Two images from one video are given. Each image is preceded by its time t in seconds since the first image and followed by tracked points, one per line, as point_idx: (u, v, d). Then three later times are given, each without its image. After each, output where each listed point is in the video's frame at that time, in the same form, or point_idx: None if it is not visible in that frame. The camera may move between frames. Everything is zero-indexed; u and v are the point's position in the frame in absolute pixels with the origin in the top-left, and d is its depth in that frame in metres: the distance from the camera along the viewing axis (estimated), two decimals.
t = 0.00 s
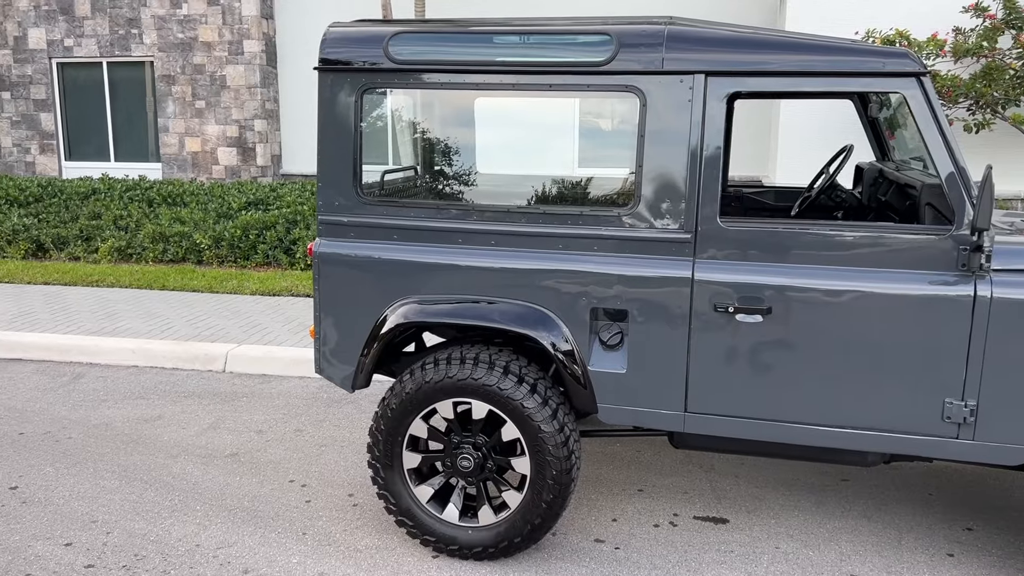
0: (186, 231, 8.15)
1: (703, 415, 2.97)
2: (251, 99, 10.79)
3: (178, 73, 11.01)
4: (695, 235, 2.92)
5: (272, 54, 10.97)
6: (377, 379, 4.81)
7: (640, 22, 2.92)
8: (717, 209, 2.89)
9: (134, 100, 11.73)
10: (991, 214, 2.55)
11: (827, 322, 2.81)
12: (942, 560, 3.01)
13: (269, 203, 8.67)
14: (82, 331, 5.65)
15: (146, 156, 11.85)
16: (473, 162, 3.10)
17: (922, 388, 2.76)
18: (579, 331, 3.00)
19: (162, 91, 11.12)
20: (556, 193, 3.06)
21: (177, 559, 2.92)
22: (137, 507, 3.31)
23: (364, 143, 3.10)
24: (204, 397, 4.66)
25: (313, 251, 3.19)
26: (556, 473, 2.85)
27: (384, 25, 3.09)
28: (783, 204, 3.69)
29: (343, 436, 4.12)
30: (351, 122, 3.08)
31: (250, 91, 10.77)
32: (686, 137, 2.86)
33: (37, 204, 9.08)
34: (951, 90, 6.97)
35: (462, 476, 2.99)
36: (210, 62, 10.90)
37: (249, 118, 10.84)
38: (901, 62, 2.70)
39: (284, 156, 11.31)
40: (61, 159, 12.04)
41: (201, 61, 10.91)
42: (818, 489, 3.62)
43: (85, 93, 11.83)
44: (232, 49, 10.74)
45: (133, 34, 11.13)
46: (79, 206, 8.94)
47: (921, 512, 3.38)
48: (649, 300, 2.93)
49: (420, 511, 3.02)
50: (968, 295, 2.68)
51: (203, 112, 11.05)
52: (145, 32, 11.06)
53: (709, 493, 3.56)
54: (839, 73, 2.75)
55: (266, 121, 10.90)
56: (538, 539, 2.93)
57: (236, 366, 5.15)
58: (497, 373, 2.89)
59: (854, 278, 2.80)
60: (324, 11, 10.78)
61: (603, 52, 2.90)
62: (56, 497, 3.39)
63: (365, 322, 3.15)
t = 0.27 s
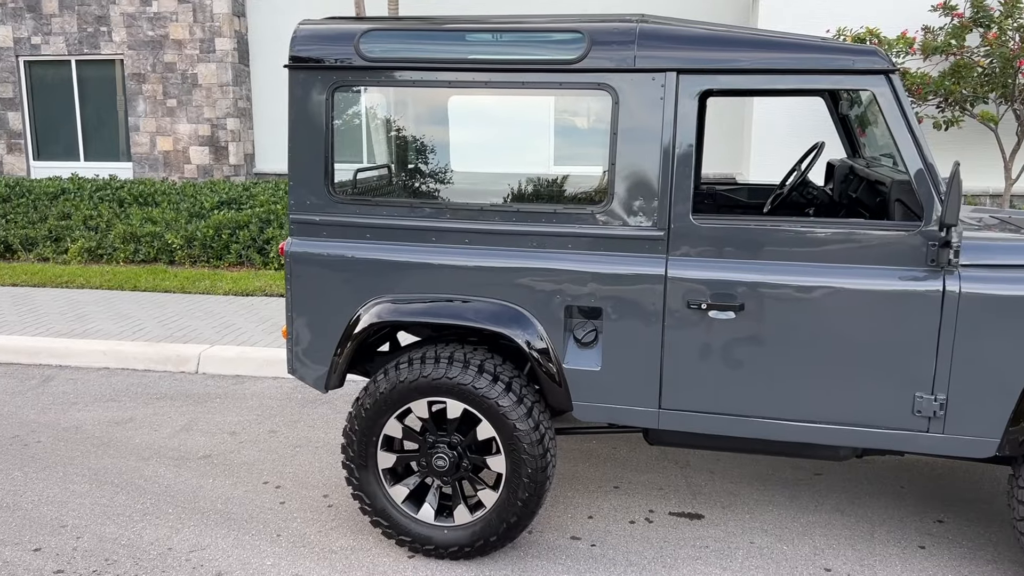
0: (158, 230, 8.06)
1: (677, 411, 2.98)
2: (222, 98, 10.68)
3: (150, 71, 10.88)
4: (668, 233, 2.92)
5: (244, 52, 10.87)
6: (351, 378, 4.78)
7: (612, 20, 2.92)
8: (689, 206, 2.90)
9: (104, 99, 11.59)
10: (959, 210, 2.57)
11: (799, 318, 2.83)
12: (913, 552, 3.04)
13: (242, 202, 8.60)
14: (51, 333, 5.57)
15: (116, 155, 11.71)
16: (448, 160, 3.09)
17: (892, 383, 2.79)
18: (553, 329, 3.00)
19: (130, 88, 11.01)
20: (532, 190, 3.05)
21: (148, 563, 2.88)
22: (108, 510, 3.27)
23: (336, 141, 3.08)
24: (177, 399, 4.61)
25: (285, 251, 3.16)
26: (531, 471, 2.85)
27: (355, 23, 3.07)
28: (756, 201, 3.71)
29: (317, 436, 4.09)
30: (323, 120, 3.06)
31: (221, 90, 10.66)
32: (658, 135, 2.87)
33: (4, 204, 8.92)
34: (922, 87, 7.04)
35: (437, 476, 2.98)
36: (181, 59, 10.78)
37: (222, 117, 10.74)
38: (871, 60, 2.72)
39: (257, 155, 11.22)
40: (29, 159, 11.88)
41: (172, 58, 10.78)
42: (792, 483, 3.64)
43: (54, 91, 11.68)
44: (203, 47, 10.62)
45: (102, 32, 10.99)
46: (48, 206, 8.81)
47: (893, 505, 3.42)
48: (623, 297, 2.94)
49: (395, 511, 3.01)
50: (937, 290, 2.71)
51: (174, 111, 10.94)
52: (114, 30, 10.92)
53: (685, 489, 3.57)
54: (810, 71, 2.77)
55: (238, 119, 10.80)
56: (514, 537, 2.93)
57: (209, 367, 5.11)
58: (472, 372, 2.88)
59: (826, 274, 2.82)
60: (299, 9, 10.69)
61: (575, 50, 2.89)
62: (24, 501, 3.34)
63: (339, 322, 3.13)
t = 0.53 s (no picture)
0: (128, 231, 7.97)
1: (651, 408, 2.99)
2: (193, 97, 10.57)
3: (118, 70, 10.75)
4: (641, 230, 2.93)
5: (215, 51, 10.77)
6: (324, 379, 4.75)
7: (583, 19, 2.93)
8: (661, 204, 2.91)
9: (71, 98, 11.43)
10: (926, 206, 2.60)
11: (771, 314, 2.85)
12: (884, 545, 3.07)
13: (213, 202, 8.52)
14: (18, 336, 5.49)
15: (85, 155, 11.55)
16: (422, 159, 3.08)
17: (863, 378, 2.81)
18: (527, 328, 3.00)
19: (98, 87, 10.86)
20: (507, 189, 3.03)
21: (118, 569, 2.84)
22: (76, 515, 3.22)
23: (307, 140, 3.05)
24: (148, 402, 4.56)
25: (255, 250, 3.13)
26: (506, 470, 2.85)
27: (325, 21, 3.05)
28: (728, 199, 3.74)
29: (291, 437, 4.06)
30: (293, 119, 3.03)
31: (192, 89, 10.55)
32: (629, 133, 2.88)
33: None
34: (891, 85, 7.10)
35: (411, 476, 2.96)
36: (150, 58, 10.66)
37: (193, 116, 10.63)
38: (839, 58, 2.75)
39: (228, 154, 11.13)
40: None
41: (141, 57, 10.66)
42: (766, 479, 3.67)
43: (20, 90, 11.51)
44: (173, 45, 10.51)
45: (69, 30, 10.85)
46: (15, 206, 8.66)
47: (864, 499, 3.45)
48: (596, 295, 2.94)
49: (369, 511, 2.99)
50: (905, 286, 2.73)
51: (143, 110, 10.81)
52: (81, 28, 10.78)
53: (659, 486, 3.59)
54: (780, 69, 2.79)
55: (210, 118, 10.69)
56: (489, 537, 2.92)
57: (181, 369, 5.06)
58: (445, 371, 2.87)
59: (796, 270, 2.84)
60: (272, 8, 10.60)
61: (546, 48, 2.89)
62: None
63: (310, 322, 3.10)
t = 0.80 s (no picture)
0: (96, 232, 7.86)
1: (624, 406, 2.99)
2: (163, 96, 10.46)
3: (85, 69, 10.61)
4: (613, 229, 2.94)
5: (185, 49, 10.66)
6: (297, 380, 4.72)
7: (554, 17, 2.93)
8: (632, 203, 2.92)
9: (38, 97, 11.25)
10: (893, 203, 2.63)
11: (742, 311, 2.87)
12: (856, 539, 3.10)
13: (184, 203, 8.44)
14: None
15: (53, 156, 11.39)
16: (396, 158, 3.06)
17: (834, 374, 2.83)
18: (500, 327, 2.99)
19: (66, 87, 10.71)
20: (483, 188, 3.02)
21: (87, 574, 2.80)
22: (44, 521, 3.17)
23: (277, 139, 3.03)
24: (118, 405, 4.50)
25: (224, 251, 3.10)
26: (480, 470, 2.84)
27: (295, 19, 3.03)
28: (699, 197, 3.76)
29: (263, 439, 4.03)
30: (262, 118, 3.01)
31: (162, 88, 10.44)
32: (601, 132, 2.89)
33: None
34: (860, 84, 7.17)
35: (385, 477, 2.95)
36: (118, 57, 10.53)
37: (162, 115, 10.51)
38: (808, 56, 2.77)
39: (199, 154, 11.02)
40: None
41: (109, 56, 10.53)
42: (739, 475, 3.69)
43: None
44: (142, 44, 10.40)
45: (35, 28, 10.69)
46: None
47: (836, 494, 3.49)
48: (569, 294, 2.95)
49: (342, 513, 2.97)
50: (874, 283, 2.76)
51: (113, 109, 10.68)
52: (48, 27, 10.63)
53: (634, 483, 3.60)
54: (750, 67, 2.80)
55: (180, 118, 10.59)
56: (463, 536, 2.91)
57: (151, 371, 5.00)
58: (419, 371, 2.86)
59: (767, 267, 2.86)
60: (245, 6, 10.52)
61: (517, 46, 2.89)
62: None
63: (281, 323, 3.08)
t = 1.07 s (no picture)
0: (65, 233, 7.76)
1: (598, 404, 3.00)
2: (133, 96, 10.34)
3: (52, 68, 10.45)
4: (585, 228, 2.95)
5: (155, 49, 10.55)
6: (270, 381, 4.68)
7: (525, 17, 2.93)
8: (605, 202, 2.93)
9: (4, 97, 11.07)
10: (861, 201, 2.66)
11: (714, 309, 2.88)
12: (828, 534, 3.14)
13: (154, 203, 8.35)
14: None
15: (20, 156, 11.21)
16: (369, 157, 3.05)
17: (804, 370, 2.86)
18: (474, 326, 2.99)
19: (34, 86, 10.55)
20: (457, 186, 3.02)
21: None
22: (11, 527, 3.12)
23: (247, 139, 3.01)
24: (87, 409, 4.44)
25: (194, 252, 3.07)
26: (454, 470, 2.84)
27: (264, 17, 3.01)
28: (672, 196, 3.78)
29: (236, 442, 4.00)
30: (232, 117, 2.98)
31: (131, 87, 10.31)
32: (573, 131, 2.89)
33: None
34: (830, 84, 7.23)
35: (359, 478, 2.94)
36: (86, 56, 10.39)
37: (132, 115, 10.39)
38: (776, 56, 2.79)
39: (170, 154, 10.92)
40: None
41: (77, 55, 10.39)
42: (713, 471, 3.71)
43: None
44: (111, 43, 10.28)
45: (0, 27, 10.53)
46: None
47: (809, 489, 3.52)
48: (542, 293, 2.95)
49: (316, 515, 2.95)
50: (843, 279, 2.79)
51: (81, 109, 10.54)
52: (14, 25, 10.47)
53: (609, 481, 3.61)
54: (721, 66, 2.82)
55: (150, 118, 10.47)
56: (438, 537, 2.91)
57: (121, 374, 4.94)
58: (392, 372, 2.85)
59: (738, 265, 2.88)
60: (217, 5, 10.42)
61: (489, 46, 2.88)
62: None
63: (253, 324, 3.05)
